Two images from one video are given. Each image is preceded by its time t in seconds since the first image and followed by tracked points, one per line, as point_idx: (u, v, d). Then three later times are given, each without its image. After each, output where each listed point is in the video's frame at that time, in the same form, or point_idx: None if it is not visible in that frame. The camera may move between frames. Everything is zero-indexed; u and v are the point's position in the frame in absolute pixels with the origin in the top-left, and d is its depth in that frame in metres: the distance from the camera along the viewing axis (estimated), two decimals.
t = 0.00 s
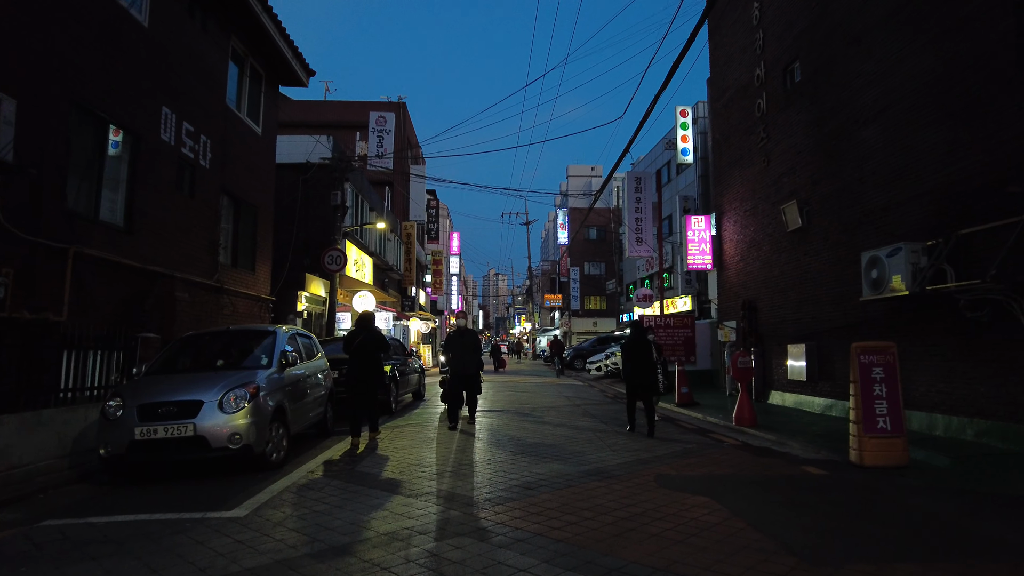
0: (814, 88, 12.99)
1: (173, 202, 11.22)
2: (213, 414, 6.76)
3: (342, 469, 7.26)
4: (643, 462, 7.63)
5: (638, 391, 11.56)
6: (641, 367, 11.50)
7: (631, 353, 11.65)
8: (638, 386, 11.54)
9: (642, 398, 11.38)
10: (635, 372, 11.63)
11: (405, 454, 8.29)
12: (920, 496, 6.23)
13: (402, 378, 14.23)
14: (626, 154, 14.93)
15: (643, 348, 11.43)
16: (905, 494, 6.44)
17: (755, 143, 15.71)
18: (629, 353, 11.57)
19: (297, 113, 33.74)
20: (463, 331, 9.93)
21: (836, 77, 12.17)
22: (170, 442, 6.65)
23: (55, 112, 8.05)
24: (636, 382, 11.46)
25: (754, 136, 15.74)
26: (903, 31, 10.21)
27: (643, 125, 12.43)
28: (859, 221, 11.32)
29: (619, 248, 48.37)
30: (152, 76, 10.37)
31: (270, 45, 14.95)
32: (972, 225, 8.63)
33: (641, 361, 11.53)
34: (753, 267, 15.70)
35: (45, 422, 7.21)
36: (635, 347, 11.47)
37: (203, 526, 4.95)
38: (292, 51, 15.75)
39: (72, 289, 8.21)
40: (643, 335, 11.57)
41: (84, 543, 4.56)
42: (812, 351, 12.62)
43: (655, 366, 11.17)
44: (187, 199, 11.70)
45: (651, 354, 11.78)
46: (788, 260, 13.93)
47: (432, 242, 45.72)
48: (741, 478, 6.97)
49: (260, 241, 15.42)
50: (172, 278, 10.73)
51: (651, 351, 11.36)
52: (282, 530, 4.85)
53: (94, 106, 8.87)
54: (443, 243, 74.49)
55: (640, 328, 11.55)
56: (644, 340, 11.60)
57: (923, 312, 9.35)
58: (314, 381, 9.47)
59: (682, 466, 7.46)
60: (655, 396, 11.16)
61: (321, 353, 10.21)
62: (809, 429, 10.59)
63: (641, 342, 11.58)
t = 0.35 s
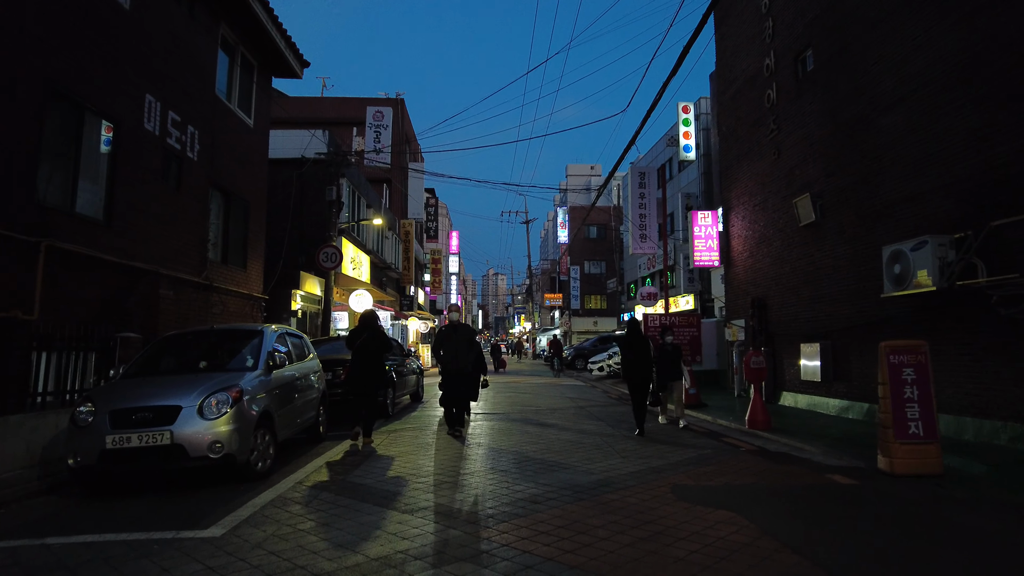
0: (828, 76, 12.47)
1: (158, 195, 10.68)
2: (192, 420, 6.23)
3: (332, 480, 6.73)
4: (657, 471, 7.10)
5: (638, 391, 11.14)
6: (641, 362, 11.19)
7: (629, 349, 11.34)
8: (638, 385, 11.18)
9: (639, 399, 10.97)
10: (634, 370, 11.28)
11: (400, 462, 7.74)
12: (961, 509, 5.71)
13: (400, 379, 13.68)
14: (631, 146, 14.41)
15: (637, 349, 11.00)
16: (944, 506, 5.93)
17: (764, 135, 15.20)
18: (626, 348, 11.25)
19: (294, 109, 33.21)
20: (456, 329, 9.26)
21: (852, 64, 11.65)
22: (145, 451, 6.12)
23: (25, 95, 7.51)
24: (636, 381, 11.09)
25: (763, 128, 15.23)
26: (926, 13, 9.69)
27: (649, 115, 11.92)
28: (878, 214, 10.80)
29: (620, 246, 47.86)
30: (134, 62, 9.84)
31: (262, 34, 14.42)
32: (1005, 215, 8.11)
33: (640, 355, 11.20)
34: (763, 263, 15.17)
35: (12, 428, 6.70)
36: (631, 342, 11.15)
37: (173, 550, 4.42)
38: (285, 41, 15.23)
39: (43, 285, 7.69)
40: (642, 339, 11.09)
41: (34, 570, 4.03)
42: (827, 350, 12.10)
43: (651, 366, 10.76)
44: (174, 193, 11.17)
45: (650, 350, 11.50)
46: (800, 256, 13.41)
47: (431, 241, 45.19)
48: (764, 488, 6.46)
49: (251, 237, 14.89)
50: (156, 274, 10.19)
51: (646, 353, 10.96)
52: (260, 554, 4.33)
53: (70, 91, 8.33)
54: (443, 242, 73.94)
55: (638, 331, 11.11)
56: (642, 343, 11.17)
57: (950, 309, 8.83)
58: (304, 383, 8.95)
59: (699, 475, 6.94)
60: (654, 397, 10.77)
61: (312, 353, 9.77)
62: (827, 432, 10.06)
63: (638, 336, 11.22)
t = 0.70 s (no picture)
0: (844, 63, 11.97)
1: (144, 186, 10.17)
2: (169, 425, 5.72)
3: (321, 491, 6.20)
4: (673, 480, 6.58)
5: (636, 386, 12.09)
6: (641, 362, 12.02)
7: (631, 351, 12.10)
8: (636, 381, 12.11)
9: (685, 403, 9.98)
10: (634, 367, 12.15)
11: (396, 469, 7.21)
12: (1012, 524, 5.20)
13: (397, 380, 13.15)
14: (636, 139, 13.95)
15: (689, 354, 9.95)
16: (992, 519, 5.41)
17: (776, 126, 14.69)
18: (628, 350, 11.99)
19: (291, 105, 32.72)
20: (450, 327, 8.62)
21: (870, 50, 11.14)
22: (116, 459, 5.60)
23: None
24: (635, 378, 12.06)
25: (775, 120, 14.72)
26: None
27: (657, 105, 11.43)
28: (900, 206, 10.28)
29: (621, 245, 47.33)
30: (116, 45, 9.32)
31: (255, 21, 13.92)
32: None
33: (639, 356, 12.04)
34: (774, 260, 14.66)
35: None
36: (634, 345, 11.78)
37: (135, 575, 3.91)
38: (279, 29, 14.73)
39: (14, 280, 7.20)
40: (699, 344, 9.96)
41: None
42: (843, 349, 11.60)
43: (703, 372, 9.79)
44: (161, 185, 10.67)
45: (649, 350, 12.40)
46: (814, 252, 12.90)
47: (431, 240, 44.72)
48: (789, 498, 5.96)
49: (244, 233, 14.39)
50: (141, 269, 9.68)
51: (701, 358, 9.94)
52: None
53: (43, 71, 7.81)
54: (443, 242, 73.42)
55: (690, 335, 10.02)
56: (696, 348, 10.07)
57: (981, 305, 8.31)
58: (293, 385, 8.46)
59: (718, 484, 6.42)
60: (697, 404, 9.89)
61: (304, 353, 9.33)
62: (847, 436, 9.55)
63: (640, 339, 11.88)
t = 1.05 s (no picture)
0: (856, 52, 11.49)
1: (124, 180, 9.67)
2: (134, 435, 5.22)
3: (302, 505, 5.70)
4: (685, 493, 6.09)
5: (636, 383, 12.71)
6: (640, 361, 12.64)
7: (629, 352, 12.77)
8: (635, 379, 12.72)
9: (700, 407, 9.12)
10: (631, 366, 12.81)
11: (385, 480, 6.71)
12: None
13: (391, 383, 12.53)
14: (639, 133, 13.48)
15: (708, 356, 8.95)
16: None
17: (783, 119, 14.21)
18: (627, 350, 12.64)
19: (287, 102, 32.21)
20: (435, 326, 7.55)
21: (884, 37, 10.66)
22: (75, 473, 5.11)
23: None
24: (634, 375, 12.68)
25: (782, 113, 14.24)
26: None
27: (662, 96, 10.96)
28: (918, 200, 9.80)
29: (621, 245, 46.88)
30: (92, 30, 8.82)
31: (245, 10, 13.42)
32: None
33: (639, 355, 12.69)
34: (783, 257, 14.14)
35: None
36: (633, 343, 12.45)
37: None
38: (270, 19, 14.24)
39: None
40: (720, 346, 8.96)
41: None
42: (856, 350, 11.12)
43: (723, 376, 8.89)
44: (142, 178, 10.16)
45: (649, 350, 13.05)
46: (826, 249, 12.38)
47: (429, 239, 44.24)
48: (815, 514, 5.44)
49: (233, 230, 13.89)
50: (120, 267, 9.20)
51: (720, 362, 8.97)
52: None
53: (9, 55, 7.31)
54: (441, 241, 72.91)
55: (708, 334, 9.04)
56: (716, 350, 9.09)
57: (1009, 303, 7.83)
58: (278, 390, 7.94)
59: (734, 497, 5.93)
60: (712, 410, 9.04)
61: (290, 356, 8.79)
62: (863, 441, 9.07)
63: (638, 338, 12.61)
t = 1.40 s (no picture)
0: (868, 38, 10.98)
1: (98, 171, 9.14)
2: (85, 448, 4.69)
3: (275, 524, 5.18)
4: (697, 508, 5.58)
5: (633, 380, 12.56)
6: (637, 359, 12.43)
7: (626, 349, 12.55)
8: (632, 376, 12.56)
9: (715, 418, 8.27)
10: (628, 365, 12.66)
11: (370, 493, 6.17)
12: None
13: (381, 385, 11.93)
14: (640, 124, 12.97)
15: (727, 363, 7.98)
16: None
17: (790, 111, 13.71)
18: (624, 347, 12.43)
19: (280, 98, 31.64)
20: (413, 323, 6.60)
21: (899, 21, 10.15)
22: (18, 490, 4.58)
23: None
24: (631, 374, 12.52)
25: (789, 104, 13.74)
26: None
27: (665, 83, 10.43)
28: (936, 193, 9.30)
29: (621, 244, 46.37)
30: (60, 10, 8.28)
31: None
32: None
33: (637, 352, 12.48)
34: (790, 254, 13.65)
35: None
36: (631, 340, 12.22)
37: None
38: (257, 7, 13.70)
39: None
40: (741, 352, 8.03)
41: None
42: (869, 350, 10.62)
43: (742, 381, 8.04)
44: (118, 170, 9.62)
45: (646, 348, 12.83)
46: (835, 244, 11.89)
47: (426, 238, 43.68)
48: (841, 532, 4.93)
49: (218, 226, 13.37)
50: (91, 264, 8.68)
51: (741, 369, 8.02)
52: None
53: None
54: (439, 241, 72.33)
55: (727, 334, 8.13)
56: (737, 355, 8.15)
57: None
58: (255, 396, 7.37)
59: (750, 512, 5.43)
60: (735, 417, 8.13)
61: (269, 360, 8.22)
62: (880, 448, 8.57)
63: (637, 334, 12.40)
